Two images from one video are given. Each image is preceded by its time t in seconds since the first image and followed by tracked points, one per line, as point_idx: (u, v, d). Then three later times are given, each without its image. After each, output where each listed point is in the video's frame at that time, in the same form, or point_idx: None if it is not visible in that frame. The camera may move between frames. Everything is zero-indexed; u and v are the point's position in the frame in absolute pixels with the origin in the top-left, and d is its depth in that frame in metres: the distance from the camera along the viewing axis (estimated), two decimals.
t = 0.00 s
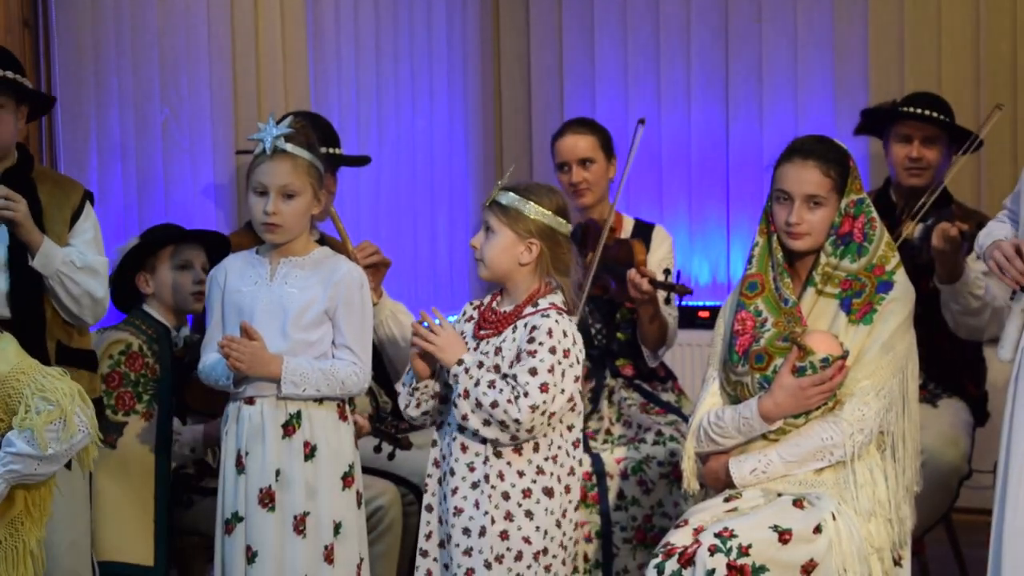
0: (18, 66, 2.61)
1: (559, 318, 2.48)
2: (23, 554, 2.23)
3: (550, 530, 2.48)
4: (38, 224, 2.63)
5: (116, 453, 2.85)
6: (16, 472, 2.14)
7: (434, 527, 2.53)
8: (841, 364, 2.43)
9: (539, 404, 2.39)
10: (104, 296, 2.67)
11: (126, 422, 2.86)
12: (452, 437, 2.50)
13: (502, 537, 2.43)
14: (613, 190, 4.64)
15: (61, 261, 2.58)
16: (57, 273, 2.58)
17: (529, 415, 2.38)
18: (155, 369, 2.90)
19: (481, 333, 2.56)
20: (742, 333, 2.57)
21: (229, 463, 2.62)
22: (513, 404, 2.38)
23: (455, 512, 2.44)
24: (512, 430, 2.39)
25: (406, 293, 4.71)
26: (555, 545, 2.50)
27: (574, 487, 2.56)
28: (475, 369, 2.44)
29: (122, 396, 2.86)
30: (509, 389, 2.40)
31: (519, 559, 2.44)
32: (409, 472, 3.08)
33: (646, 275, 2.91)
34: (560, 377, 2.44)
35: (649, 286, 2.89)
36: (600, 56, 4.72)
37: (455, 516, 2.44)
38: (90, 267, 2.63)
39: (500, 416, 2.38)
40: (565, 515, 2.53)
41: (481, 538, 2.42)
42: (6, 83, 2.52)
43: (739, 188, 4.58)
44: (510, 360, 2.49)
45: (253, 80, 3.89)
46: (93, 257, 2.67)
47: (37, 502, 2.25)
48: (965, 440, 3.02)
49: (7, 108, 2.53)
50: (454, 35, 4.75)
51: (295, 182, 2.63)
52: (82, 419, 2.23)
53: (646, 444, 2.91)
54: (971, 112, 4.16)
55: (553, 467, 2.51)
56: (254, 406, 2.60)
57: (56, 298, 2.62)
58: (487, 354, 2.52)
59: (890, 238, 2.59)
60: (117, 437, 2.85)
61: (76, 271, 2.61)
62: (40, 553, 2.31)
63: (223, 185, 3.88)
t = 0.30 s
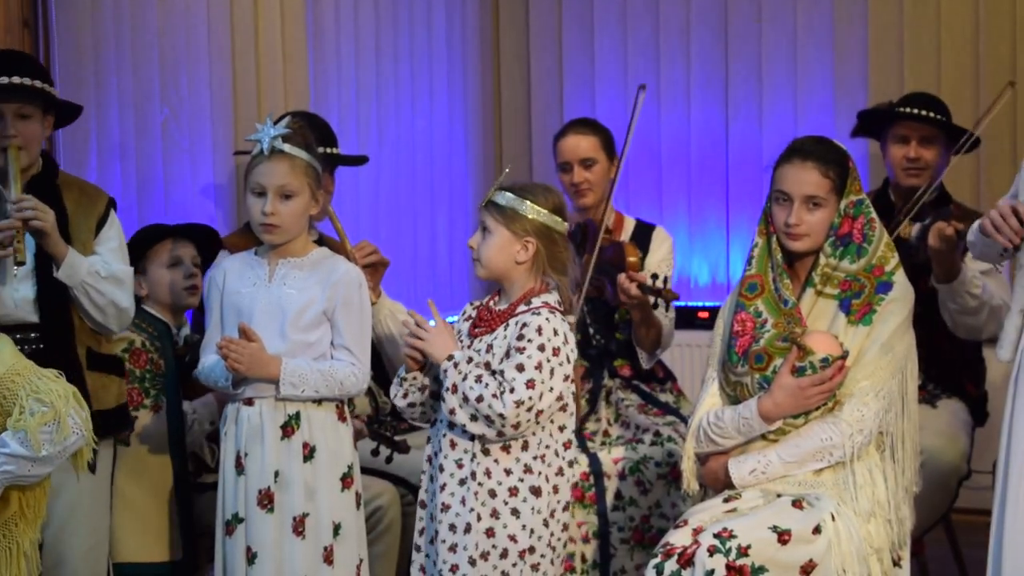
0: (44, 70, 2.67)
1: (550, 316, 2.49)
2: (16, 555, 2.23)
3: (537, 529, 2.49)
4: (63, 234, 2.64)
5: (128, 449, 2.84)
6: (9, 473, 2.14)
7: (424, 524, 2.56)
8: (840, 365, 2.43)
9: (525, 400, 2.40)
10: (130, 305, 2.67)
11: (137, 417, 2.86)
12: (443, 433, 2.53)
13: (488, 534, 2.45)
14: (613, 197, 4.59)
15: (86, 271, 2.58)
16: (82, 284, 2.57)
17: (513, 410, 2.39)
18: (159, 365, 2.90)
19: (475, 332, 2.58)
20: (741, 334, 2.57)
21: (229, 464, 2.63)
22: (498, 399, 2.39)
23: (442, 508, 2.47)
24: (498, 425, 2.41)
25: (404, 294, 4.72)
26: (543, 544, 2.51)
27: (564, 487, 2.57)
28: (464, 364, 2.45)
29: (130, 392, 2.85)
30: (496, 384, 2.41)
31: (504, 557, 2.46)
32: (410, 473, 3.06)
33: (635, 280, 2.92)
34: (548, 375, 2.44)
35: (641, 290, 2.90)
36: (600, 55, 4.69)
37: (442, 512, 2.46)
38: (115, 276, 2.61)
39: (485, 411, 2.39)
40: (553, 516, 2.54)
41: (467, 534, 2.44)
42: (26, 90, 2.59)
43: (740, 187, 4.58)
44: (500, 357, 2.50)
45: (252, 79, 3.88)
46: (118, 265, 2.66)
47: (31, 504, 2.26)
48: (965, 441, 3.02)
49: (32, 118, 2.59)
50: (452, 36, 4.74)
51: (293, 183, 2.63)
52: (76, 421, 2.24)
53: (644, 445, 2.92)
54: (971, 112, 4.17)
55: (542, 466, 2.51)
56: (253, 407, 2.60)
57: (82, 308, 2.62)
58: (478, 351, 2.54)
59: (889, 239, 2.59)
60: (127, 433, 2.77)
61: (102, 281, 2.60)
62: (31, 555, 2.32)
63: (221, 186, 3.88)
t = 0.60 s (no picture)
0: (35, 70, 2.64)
1: (528, 317, 2.49)
2: (5, 555, 2.25)
3: (517, 531, 2.49)
4: (56, 236, 2.62)
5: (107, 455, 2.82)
6: None
7: (404, 526, 2.56)
8: (823, 367, 2.44)
9: (504, 402, 2.40)
10: (123, 306, 2.66)
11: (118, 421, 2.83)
12: (422, 435, 2.53)
13: (468, 536, 2.45)
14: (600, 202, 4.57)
15: (81, 273, 2.56)
16: (77, 285, 2.55)
17: (492, 413, 2.39)
18: (141, 369, 2.88)
19: (455, 334, 2.57)
20: (724, 336, 2.57)
21: (211, 468, 2.61)
22: (477, 402, 2.39)
23: (422, 510, 2.47)
24: (478, 428, 2.41)
25: (387, 296, 4.64)
26: (523, 545, 2.50)
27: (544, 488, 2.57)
28: (442, 367, 2.45)
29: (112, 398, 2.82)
30: (474, 387, 2.41)
31: (484, 558, 2.46)
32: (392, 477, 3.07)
33: (642, 284, 2.94)
34: (527, 376, 2.44)
35: (645, 294, 2.92)
36: (583, 55, 4.76)
37: (422, 515, 2.47)
38: (109, 276, 2.61)
39: (464, 414, 2.39)
40: (534, 517, 2.53)
41: (447, 536, 2.45)
42: (17, 95, 2.54)
43: (724, 187, 4.60)
44: (479, 360, 2.49)
45: (234, 83, 3.85)
46: (111, 266, 2.65)
47: (20, 505, 2.26)
48: (948, 444, 3.02)
49: (22, 124, 2.54)
50: (437, 37, 4.81)
51: (275, 186, 2.63)
52: (66, 422, 2.24)
53: (629, 448, 2.92)
54: (954, 116, 4.18)
55: (521, 467, 2.51)
56: (235, 411, 2.59)
57: (76, 310, 2.61)
58: (458, 354, 2.53)
59: (872, 241, 2.58)
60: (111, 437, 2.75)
61: (96, 282, 2.60)
62: (19, 555, 2.32)
63: (206, 190, 3.82)
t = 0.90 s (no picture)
0: None
1: (464, 319, 2.48)
2: None
3: (458, 534, 2.48)
4: None
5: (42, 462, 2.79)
6: None
7: (345, 533, 2.54)
8: (763, 371, 2.44)
9: (443, 405, 2.41)
10: (51, 326, 2.64)
11: (53, 430, 2.81)
12: (362, 441, 2.51)
13: (409, 540, 2.44)
14: (553, 206, 4.53)
15: (10, 293, 2.57)
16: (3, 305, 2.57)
17: (432, 416, 2.40)
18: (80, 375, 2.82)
19: (390, 338, 2.55)
20: (665, 340, 2.56)
21: (151, 474, 2.58)
22: (416, 406, 2.40)
23: (363, 516, 2.46)
24: (418, 432, 2.41)
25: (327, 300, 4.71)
26: (465, 548, 2.49)
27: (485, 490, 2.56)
28: (380, 374, 2.48)
29: (48, 404, 2.80)
30: (412, 391, 2.42)
31: (426, 562, 2.45)
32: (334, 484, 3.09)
33: (590, 291, 2.92)
34: (465, 378, 2.44)
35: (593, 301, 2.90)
36: (525, 64, 4.75)
37: (363, 520, 2.45)
38: (38, 298, 2.59)
39: (404, 418, 2.40)
40: (476, 519, 2.51)
41: (387, 541, 2.43)
42: None
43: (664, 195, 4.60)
44: (416, 364, 2.48)
45: (174, 90, 3.80)
46: (41, 287, 2.64)
47: None
48: (886, 447, 3.06)
49: None
50: (378, 43, 4.83)
51: (216, 192, 2.60)
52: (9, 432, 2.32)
53: (570, 452, 2.93)
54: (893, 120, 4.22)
55: (462, 470, 2.50)
56: (176, 417, 2.56)
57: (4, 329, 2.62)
58: (395, 359, 2.51)
59: (812, 246, 2.58)
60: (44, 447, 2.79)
61: (24, 303, 2.59)
62: None
63: (146, 195, 3.80)
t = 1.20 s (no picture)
0: None
1: (447, 321, 2.48)
2: None
3: (443, 535, 2.48)
4: None
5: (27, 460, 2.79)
6: None
7: (329, 535, 2.53)
8: (744, 372, 2.40)
9: (429, 407, 2.40)
10: (21, 316, 2.48)
11: (35, 427, 2.79)
12: (345, 444, 2.50)
13: (394, 542, 2.43)
14: (538, 206, 4.54)
15: None
16: None
17: (418, 418, 2.39)
18: (60, 373, 2.81)
19: (372, 339, 2.55)
20: (645, 341, 2.54)
21: (133, 475, 2.56)
22: (402, 408, 2.38)
23: (347, 518, 2.45)
24: (404, 434, 2.40)
25: (306, 300, 4.64)
26: (450, 549, 2.49)
27: (469, 491, 2.56)
28: (363, 376, 2.44)
29: (29, 402, 2.79)
30: (398, 393, 2.40)
31: (412, 564, 2.44)
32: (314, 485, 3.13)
33: (572, 296, 2.95)
34: (450, 380, 2.44)
35: (573, 306, 2.93)
36: (504, 64, 4.87)
37: (347, 523, 2.44)
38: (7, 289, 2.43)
39: (390, 421, 2.38)
40: (459, 520, 2.52)
41: (372, 543, 2.42)
42: None
43: (643, 194, 4.68)
44: (400, 365, 2.48)
45: (153, 87, 3.72)
46: (12, 276, 2.47)
47: None
48: (867, 448, 3.07)
49: None
50: (356, 43, 4.94)
51: (195, 194, 2.60)
52: None
53: (550, 453, 2.96)
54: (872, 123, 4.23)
55: (446, 472, 2.50)
56: (158, 419, 2.55)
57: None
58: (378, 361, 2.51)
59: (791, 247, 2.56)
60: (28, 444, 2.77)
61: None
62: None
63: (124, 196, 3.71)
